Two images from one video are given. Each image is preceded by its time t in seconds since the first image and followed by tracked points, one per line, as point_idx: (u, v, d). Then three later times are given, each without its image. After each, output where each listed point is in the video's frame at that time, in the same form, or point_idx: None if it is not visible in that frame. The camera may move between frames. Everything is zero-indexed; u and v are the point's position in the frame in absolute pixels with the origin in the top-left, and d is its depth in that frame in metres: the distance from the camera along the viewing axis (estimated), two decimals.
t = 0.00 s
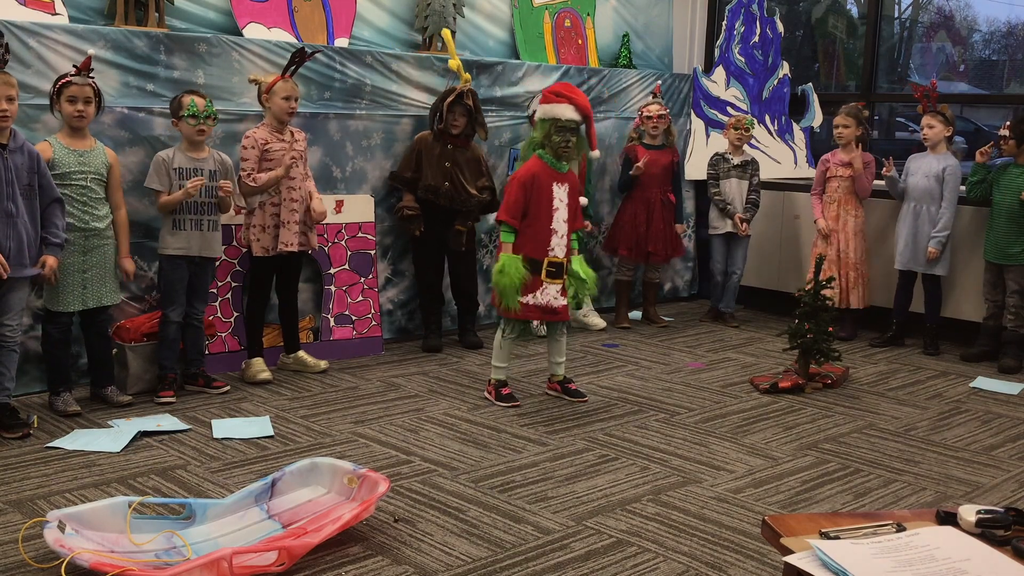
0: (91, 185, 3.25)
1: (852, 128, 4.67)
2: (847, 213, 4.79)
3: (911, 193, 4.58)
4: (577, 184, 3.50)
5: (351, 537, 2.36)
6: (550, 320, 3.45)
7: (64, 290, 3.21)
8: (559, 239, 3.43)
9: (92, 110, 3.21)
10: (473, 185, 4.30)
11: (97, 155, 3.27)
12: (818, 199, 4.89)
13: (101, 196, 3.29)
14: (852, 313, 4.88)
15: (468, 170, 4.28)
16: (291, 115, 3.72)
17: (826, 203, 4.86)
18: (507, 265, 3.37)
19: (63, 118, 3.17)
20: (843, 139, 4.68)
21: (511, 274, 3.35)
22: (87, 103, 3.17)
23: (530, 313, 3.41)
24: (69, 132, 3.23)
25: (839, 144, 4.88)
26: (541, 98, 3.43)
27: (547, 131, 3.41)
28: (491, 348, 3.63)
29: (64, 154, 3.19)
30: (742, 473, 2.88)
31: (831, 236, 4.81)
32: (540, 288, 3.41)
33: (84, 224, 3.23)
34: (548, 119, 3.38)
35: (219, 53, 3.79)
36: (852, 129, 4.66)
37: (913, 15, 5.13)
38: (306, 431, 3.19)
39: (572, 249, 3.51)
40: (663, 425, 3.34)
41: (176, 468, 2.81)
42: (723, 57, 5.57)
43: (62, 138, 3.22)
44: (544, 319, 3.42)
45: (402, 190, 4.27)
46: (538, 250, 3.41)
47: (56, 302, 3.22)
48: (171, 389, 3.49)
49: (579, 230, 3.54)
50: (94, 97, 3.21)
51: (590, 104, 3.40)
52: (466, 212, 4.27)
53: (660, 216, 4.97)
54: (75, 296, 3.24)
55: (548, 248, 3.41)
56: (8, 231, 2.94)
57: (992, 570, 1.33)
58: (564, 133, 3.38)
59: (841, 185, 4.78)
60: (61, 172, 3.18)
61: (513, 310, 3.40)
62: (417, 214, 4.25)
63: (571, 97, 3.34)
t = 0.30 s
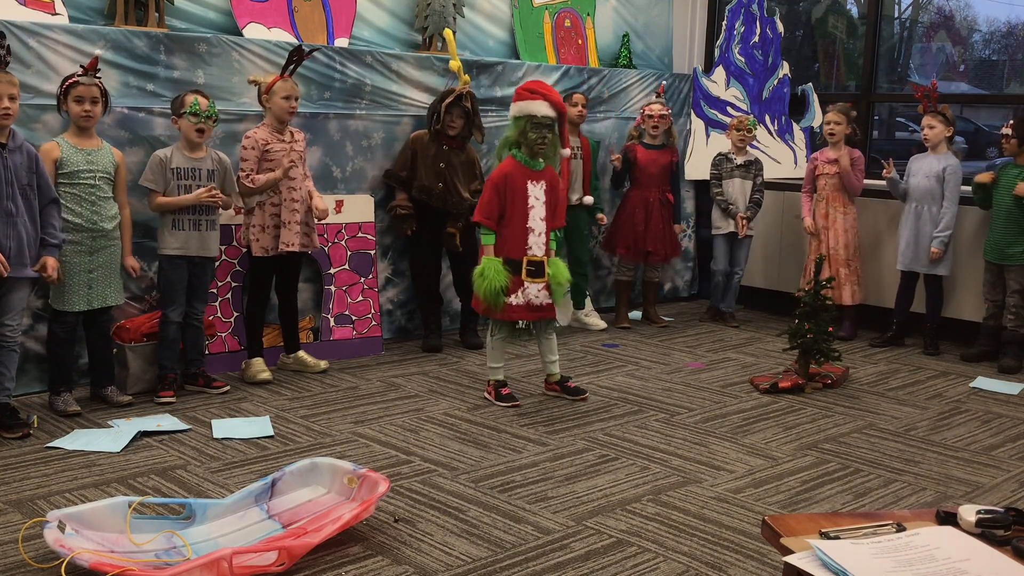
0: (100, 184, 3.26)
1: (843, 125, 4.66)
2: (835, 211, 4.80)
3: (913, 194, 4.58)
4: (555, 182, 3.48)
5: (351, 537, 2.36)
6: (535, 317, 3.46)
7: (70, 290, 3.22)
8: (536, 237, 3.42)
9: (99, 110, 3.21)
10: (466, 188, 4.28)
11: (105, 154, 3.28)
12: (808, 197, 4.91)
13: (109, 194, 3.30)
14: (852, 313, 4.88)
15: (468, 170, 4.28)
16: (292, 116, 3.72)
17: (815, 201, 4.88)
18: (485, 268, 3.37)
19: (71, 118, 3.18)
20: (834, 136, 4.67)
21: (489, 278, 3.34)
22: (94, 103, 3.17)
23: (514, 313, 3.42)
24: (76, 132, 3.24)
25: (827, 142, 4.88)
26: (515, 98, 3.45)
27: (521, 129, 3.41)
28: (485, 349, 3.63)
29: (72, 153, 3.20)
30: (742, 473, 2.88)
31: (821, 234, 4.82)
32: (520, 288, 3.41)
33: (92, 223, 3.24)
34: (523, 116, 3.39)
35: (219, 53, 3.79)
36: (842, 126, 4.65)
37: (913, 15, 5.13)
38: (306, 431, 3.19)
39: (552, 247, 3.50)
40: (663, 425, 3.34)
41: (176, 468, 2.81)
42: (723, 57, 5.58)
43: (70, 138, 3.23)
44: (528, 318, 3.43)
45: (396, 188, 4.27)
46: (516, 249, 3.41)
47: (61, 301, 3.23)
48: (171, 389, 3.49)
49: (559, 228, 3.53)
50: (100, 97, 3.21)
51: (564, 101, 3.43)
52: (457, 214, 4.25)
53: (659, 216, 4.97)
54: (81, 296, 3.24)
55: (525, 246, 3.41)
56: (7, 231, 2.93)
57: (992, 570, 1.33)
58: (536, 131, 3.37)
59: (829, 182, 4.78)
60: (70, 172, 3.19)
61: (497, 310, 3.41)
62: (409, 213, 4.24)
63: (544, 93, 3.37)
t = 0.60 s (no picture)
0: (102, 183, 3.26)
1: (841, 126, 4.65)
2: (828, 213, 4.81)
3: (911, 194, 4.58)
4: (543, 179, 3.50)
5: (351, 537, 2.36)
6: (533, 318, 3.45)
7: (69, 289, 3.23)
8: (528, 235, 3.43)
9: (104, 110, 3.23)
10: (466, 189, 4.29)
11: (108, 153, 3.28)
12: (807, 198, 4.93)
13: (112, 193, 3.31)
14: (852, 313, 4.88)
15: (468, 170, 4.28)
16: (292, 116, 3.72)
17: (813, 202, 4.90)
18: (476, 268, 3.36)
19: (76, 118, 3.19)
20: (831, 137, 4.66)
21: (483, 279, 3.33)
22: (99, 102, 3.19)
23: (509, 312, 3.41)
24: (82, 131, 3.25)
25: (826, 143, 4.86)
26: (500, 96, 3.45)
27: (505, 128, 3.42)
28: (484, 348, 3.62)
29: (75, 152, 3.21)
30: (742, 473, 2.88)
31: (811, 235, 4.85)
32: (514, 288, 3.41)
33: (92, 223, 3.24)
34: (506, 116, 3.39)
35: (219, 53, 3.79)
36: (840, 127, 4.64)
37: (913, 15, 5.13)
38: (306, 431, 3.19)
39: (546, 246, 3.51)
40: (663, 425, 3.34)
41: (176, 468, 2.81)
42: (723, 57, 5.58)
43: (75, 138, 3.24)
44: (527, 318, 3.42)
45: (396, 189, 4.27)
46: (510, 248, 3.41)
47: (61, 300, 3.23)
48: (171, 389, 3.49)
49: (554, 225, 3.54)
50: (105, 97, 3.22)
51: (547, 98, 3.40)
52: (455, 214, 4.25)
53: (659, 215, 4.96)
54: (81, 296, 3.25)
55: (516, 244, 3.41)
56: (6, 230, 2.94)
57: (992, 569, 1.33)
58: (521, 130, 3.38)
59: (825, 184, 4.79)
60: (73, 171, 3.20)
61: (490, 311, 3.40)
62: (411, 214, 4.24)
63: (525, 92, 3.35)
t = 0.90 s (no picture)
0: (101, 183, 3.27)
1: (852, 128, 4.64)
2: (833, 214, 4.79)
3: (908, 194, 4.58)
4: (541, 177, 3.46)
5: (351, 537, 2.36)
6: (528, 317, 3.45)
7: (68, 290, 3.22)
8: (515, 234, 3.42)
9: (104, 110, 3.24)
10: (465, 189, 4.29)
11: (107, 153, 3.30)
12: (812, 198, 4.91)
13: (111, 193, 3.32)
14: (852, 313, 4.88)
15: (468, 170, 4.28)
16: (291, 115, 3.72)
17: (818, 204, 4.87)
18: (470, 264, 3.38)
19: (76, 117, 3.20)
20: (842, 140, 4.65)
21: (476, 273, 3.34)
22: (99, 102, 3.19)
23: (501, 311, 3.40)
24: (82, 131, 3.26)
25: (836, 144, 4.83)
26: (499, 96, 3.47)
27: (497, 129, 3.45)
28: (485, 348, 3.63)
29: (74, 151, 3.21)
30: (742, 473, 2.88)
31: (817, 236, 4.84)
32: (500, 285, 3.41)
33: (90, 223, 3.25)
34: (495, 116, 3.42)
35: (219, 53, 3.79)
36: (851, 130, 4.63)
37: (913, 15, 5.14)
38: (306, 431, 3.19)
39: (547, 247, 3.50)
40: (663, 425, 3.34)
41: (176, 468, 2.81)
42: (723, 57, 5.58)
43: (75, 138, 3.25)
44: (518, 317, 3.42)
45: (397, 190, 4.27)
46: (496, 246, 3.43)
47: (60, 300, 3.23)
48: (171, 389, 3.50)
49: (558, 225, 3.51)
50: (106, 97, 3.23)
51: (531, 96, 3.34)
52: (454, 214, 4.25)
53: (660, 216, 4.97)
54: (80, 296, 3.24)
55: (503, 243, 3.42)
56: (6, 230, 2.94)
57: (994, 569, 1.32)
58: (505, 128, 3.39)
59: (831, 185, 4.76)
60: (71, 170, 3.20)
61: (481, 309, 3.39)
62: (411, 214, 4.25)
63: (506, 93, 3.34)
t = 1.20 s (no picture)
0: (95, 183, 3.26)
1: (864, 128, 4.67)
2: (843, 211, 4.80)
3: (904, 194, 4.58)
4: (550, 176, 3.42)
5: (351, 537, 2.36)
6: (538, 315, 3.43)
7: (66, 290, 3.22)
8: (517, 233, 3.41)
9: (98, 110, 3.23)
10: (465, 190, 4.29)
11: (101, 153, 3.29)
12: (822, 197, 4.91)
13: (106, 193, 3.31)
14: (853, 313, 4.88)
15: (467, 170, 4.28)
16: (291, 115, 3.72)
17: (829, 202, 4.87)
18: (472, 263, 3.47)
19: (69, 117, 3.19)
20: (856, 139, 4.69)
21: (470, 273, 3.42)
22: (93, 102, 3.19)
23: (507, 309, 3.41)
24: (75, 131, 3.25)
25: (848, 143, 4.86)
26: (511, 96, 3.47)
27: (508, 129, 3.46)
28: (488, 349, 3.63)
29: (68, 151, 3.20)
30: (742, 473, 2.88)
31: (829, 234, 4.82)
32: (502, 284, 3.42)
33: (86, 223, 3.24)
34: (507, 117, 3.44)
35: (219, 53, 3.79)
36: (863, 129, 4.66)
37: (913, 15, 5.14)
38: (306, 431, 3.19)
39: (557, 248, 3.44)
40: (663, 425, 3.34)
41: (176, 468, 2.81)
42: (723, 57, 5.58)
43: (68, 137, 3.23)
44: (522, 314, 3.41)
45: (397, 190, 4.27)
46: (499, 245, 3.44)
47: (57, 302, 3.22)
48: (171, 389, 3.50)
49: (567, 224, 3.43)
50: (100, 97, 3.22)
51: (538, 95, 3.33)
52: (454, 215, 4.25)
53: (662, 215, 4.97)
54: (76, 296, 3.24)
55: (506, 241, 3.43)
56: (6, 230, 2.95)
57: (994, 568, 1.32)
58: (515, 128, 3.39)
59: (843, 183, 4.78)
60: (65, 170, 3.19)
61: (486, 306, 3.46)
62: (411, 215, 4.24)
63: (514, 92, 3.34)
